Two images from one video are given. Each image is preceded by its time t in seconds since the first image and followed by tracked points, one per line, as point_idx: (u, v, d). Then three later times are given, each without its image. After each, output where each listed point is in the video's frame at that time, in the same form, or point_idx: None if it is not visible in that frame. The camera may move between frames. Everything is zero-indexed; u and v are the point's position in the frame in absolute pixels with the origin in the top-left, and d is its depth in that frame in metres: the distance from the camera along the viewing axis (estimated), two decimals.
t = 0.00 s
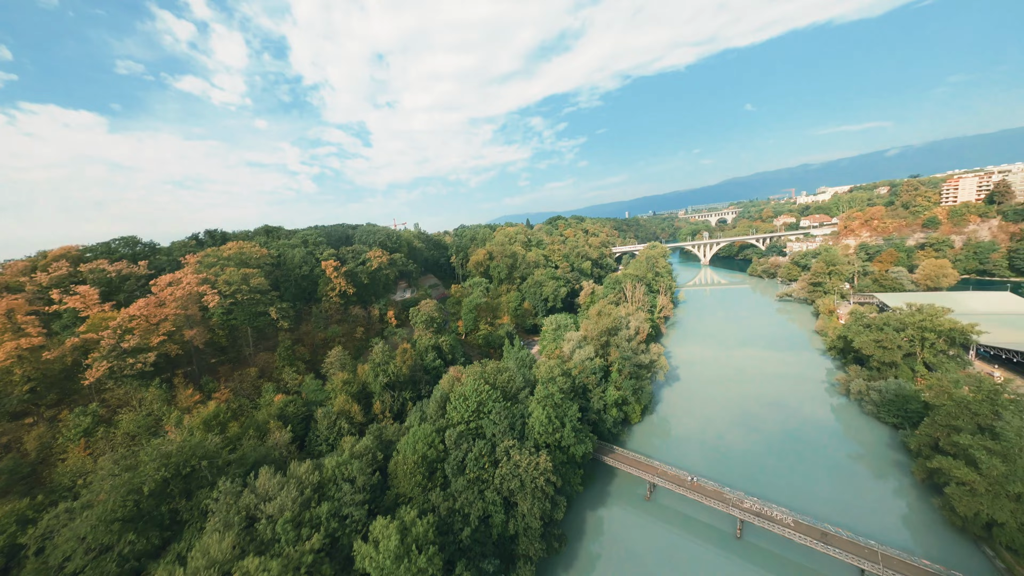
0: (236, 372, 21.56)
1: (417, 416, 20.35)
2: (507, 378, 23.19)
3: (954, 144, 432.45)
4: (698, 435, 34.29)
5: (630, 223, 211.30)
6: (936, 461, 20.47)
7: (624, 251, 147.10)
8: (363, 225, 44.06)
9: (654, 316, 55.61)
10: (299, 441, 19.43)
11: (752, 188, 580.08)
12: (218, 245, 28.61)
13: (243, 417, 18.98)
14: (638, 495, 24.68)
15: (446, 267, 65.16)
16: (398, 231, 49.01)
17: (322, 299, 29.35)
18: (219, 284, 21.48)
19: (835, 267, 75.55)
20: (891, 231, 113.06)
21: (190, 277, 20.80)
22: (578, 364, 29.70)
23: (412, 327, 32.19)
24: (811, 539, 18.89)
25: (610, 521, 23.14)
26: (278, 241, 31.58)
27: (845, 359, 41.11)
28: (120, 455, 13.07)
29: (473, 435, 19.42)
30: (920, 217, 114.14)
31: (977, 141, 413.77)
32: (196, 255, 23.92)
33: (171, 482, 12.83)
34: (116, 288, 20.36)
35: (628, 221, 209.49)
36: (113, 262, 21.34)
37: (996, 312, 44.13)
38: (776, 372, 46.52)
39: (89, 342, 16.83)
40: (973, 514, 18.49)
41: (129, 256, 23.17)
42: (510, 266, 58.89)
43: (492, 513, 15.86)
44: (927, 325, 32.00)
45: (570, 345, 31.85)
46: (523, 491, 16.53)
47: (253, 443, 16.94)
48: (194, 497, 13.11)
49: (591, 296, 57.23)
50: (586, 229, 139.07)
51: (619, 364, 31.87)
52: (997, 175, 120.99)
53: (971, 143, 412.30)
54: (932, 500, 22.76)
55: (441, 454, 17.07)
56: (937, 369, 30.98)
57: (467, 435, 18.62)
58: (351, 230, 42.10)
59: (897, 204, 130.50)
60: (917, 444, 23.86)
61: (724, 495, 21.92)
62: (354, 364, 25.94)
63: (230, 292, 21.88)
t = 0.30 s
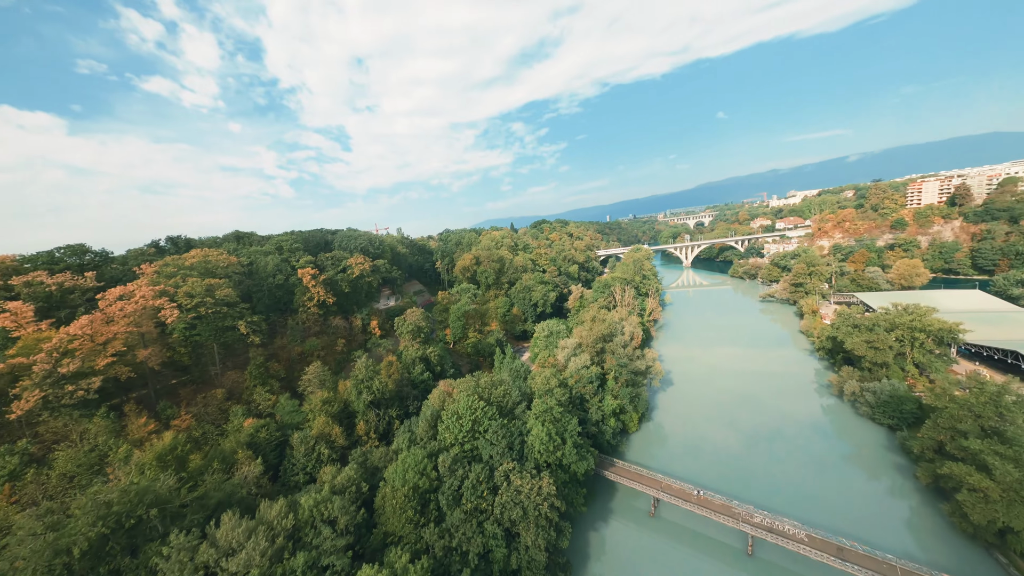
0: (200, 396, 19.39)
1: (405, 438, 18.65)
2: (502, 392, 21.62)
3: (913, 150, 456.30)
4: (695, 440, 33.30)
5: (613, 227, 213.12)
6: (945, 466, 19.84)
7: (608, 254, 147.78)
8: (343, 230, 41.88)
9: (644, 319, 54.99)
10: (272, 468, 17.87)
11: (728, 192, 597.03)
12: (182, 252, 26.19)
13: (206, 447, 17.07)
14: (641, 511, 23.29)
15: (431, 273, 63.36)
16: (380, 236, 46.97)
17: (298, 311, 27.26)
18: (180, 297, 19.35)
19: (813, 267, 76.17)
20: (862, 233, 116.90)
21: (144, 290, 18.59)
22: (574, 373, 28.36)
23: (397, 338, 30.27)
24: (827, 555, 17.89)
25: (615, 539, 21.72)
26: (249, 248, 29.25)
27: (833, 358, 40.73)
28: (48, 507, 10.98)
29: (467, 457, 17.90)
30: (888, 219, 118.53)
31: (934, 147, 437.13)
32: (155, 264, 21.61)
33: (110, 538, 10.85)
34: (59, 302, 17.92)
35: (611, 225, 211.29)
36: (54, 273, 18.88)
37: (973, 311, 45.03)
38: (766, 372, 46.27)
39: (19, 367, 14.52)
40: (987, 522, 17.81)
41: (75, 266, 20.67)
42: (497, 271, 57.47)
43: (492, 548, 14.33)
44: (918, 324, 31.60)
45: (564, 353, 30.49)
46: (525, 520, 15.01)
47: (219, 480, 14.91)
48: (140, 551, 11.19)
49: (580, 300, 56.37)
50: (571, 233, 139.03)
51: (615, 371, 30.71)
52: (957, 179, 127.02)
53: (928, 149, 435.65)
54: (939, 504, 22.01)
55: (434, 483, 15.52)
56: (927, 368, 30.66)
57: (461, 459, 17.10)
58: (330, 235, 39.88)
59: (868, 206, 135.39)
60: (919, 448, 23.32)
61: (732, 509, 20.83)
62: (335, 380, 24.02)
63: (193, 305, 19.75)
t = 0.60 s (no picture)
0: (159, 423, 17.28)
1: (394, 465, 16.97)
2: (499, 409, 20.05)
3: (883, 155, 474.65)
4: (695, 449, 32.18)
5: (599, 230, 214.04)
6: (962, 478, 19.03)
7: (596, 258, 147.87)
8: (325, 235, 39.78)
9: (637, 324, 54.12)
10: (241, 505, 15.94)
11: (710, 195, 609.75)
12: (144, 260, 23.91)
13: (163, 483, 15.10)
14: (649, 531, 21.73)
15: (418, 279, 61.58)
16: (365, 241, 44.98)
17: (275, 322, 25.19)
18: (135, 311, 17.27)
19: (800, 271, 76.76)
20: (842, 236, 119.49)
21: (94, 304, 16.44)
22: (572, 385, 26.94)
23: (384, 349, 28.37)
24: None
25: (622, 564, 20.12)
26: (220, 254, 26.99)
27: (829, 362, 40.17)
28: None
29: (464, 485, 16.41)
30: (866, 222, 121.43)
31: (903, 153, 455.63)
32: (110, 273, 19.34)
33: None
34: None
35: (597, 229, 212.24)
36: None
37: (959, 312, 45.31)
38: (760, 375, 45.81)
39: None
40: (1010, 538, 16.96)
41: (16, 276, 18.18)
42: (487, 276, 55.92)
43: None
44: (916, 328, 30.96)
45: (561, 363, 29.06)
46: (531, 557, 13.48)
47: (176, 524, 12.88)
48: None
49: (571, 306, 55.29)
50: (559, 237, 138.57)
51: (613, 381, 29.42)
52: (929, 183, 131.31)
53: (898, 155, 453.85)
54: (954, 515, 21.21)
55: (428, 519, 14.02)
56: (925, 372, 30.03)
57: (458, 489, 15.60)
58: (310, 241, 37.75)
59: (846, 209, 138.79)
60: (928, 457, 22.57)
61: (745, 528, 19.67)
62: (315, 398, 22.05)
63: (151, 320, 17.67)
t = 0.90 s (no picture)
0: (112, 453, 15.35)
1: (383, 497, 15.24)
2: (499, 428, 18.40)
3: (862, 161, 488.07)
4: (698, 458, 30.87)
5: (589, 234, 214.31)
6: (988, 495, 18.00)
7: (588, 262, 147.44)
8: (309, 240, 37.79)
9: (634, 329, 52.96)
10: (206, 546, 14.14)
11: (697, 200, 618.83)
12: (105, 267, 21.78)
13: (112, 527, 13.15)
14: (659, 555, 20.12)
15: (407, 285, 59.73)
16: (352, 246, 43.04)
17: (252, 334, 23.23)
18: (85, 327, 15.26)
19: (791, 276, 76.65)
20: (828, 239, 121.05)
21: (35, 320, 14.37)
22: (572, 398, 25.42)
23: (371, 362, 26.49)
24: None
25: None
26: (192, 260, 24.90)
27: (828, 366, 39.39)
28: None
29: (462, 519, 14.89)
30: (851, 225, 123.29)
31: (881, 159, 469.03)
32: (60, 283, 17.24)
33: None
34: None
35: (588, 233, 212.44)
36: None
37: (953, 316, 45.16)
38: (757, 378, 45.01)
39: None
40: None
41: None
42: (480, 282, 54.25)
43: None
44: (921, 333, 30.00)
45: (560, 374, 27.59)
46: None
47: None
48: None
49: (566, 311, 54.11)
50: (550, 241, 137.65)
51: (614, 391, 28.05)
52: (909, 188, 134.34)
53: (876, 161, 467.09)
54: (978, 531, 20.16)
55: (421, 564, 12.50)
56: (930, 379, 29.07)
57: (455, 525, 14.06)
58: (293, 246, 35.69)
59: (832, 213, 141.04)
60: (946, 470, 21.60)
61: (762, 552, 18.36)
62: (295, 418, 20.16)
63: (104, 336, 15.70)
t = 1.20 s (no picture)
0: (57, 489, 13.46)
1: (370, 535, 13.58)
2: (499, 452, 16.84)
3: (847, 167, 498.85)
4: (703, 472, 29.60)
5: (582, 238, 214.19)
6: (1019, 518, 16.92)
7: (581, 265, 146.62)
8: (293, 244, 35.92)
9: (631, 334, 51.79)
10: None
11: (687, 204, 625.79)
12: (61, 275, 19.81)
13: None
14: None
15: (398, 290, 57.94)
16: (340, 250, 41.23)
17: (227, 347, 21.41)
18: (26, 347, 13.38)
19: (786, 279, 75.46)
20: (818, 243, 121.99)
21: None
22: (573, 412, 23.94)
23: (359, 375, 24.70)
24: None
25: None
26: (161, 267, 22.96)
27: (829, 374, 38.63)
28: None
29: (459, 559, 13.28)
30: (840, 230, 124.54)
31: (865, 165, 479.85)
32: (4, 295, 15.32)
33: None
34: None
35: (581, 237, 212.16)
36: None
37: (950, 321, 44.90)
38: (757, 384, 44.11)
39: None
40: None
41: None
42: (473, 287, 52.64)
43: None
44: (929, 341, 29.21)
45: (559, 386, 26.10)
46: None
47: None
48: None
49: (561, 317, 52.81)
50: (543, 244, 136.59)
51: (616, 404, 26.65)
52: (895, 193, 136.66)
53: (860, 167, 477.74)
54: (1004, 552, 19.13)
55: None
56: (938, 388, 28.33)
57: (452, 569, 12.46)
58: (275, 250, 33.77)
59: (821, 217, 142.60)
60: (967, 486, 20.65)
61: None
62: (274, 439, 18.39)
63: (50, 355, 13.80)
